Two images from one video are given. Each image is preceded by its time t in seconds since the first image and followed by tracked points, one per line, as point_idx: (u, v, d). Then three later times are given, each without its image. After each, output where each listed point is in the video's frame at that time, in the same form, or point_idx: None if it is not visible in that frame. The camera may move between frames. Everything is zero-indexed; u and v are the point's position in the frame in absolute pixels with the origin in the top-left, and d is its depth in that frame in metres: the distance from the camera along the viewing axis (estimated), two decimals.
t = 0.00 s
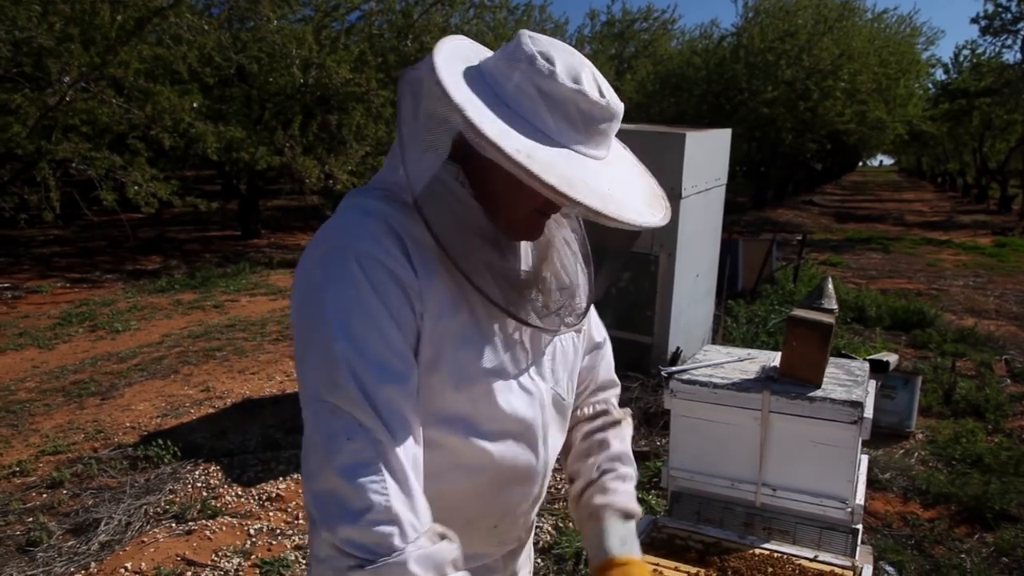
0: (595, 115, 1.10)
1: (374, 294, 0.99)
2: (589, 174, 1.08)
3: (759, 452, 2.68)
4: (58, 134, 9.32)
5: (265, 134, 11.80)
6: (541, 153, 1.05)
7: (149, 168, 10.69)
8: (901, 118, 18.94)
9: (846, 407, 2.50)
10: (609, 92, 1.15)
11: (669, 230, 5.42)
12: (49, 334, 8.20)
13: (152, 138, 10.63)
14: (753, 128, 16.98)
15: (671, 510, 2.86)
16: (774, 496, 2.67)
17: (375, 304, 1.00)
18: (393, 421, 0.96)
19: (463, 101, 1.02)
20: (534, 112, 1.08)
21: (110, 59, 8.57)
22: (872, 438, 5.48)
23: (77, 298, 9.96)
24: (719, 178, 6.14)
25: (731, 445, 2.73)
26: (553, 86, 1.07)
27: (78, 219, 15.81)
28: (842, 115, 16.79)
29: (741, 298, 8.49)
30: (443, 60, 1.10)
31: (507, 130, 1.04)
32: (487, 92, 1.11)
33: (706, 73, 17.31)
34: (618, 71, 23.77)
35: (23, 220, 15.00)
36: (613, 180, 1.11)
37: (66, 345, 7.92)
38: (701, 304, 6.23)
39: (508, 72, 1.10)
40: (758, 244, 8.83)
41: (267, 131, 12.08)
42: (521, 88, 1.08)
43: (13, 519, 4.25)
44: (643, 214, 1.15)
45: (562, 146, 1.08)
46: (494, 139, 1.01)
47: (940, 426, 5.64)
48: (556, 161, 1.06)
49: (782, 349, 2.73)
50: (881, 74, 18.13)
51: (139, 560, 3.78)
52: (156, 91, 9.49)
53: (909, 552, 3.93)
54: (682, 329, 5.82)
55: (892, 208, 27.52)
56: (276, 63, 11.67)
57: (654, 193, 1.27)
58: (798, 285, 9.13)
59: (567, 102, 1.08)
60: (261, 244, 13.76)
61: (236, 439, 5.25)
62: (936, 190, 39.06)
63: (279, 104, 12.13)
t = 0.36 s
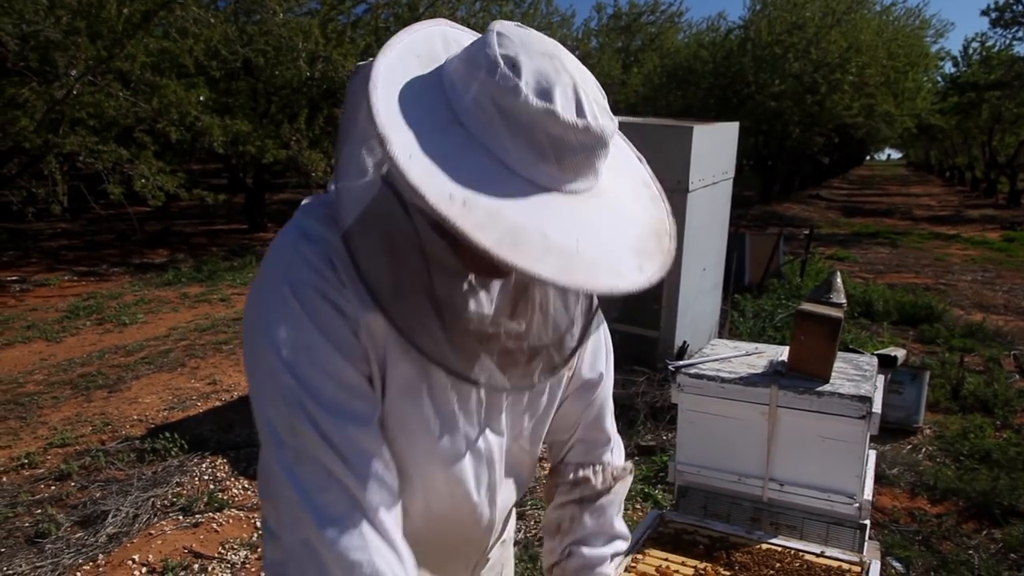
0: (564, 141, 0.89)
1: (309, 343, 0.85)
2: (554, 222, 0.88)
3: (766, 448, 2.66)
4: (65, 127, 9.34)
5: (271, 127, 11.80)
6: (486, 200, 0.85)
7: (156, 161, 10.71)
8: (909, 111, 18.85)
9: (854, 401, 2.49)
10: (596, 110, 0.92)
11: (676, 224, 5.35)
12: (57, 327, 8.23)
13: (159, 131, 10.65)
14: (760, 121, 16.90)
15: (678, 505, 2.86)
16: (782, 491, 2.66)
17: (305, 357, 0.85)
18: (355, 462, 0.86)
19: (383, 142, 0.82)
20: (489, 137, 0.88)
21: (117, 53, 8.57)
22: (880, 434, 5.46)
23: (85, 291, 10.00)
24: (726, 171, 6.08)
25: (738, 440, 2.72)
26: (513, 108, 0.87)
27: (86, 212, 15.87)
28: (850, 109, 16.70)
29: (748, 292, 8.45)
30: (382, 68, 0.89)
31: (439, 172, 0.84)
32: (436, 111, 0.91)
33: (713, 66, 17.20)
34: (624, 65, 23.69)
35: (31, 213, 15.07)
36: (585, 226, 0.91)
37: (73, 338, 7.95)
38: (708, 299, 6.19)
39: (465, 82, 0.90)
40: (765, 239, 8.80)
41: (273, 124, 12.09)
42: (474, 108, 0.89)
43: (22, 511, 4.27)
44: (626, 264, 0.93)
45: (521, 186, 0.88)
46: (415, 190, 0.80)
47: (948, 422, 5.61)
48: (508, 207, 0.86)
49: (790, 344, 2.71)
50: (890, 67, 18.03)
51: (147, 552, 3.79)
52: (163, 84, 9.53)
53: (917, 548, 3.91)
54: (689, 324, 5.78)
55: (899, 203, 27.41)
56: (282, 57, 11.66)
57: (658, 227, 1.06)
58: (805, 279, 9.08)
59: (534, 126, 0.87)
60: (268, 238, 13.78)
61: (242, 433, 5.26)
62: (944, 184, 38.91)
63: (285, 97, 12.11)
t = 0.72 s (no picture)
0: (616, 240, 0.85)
1: (305, 414, 0.80)
2: (600, 325, 0.86)
3: (770, 445, 2.67)
4: (71, 123, 9.37)
5: (276, 123, 11.81)
6: (540, 307, 0.81)
7: (162, 157, 10.73)
8: (915, 110, 18.80)
9: (858, 399, 2.49)
10: (653, 200, 0.88)
11: (681, 222, 5.29)
12: (62, 322, 8.26)
13: (164, 127, 10.66)
14: (766, 120, 16.87)
15: (681, 502, 2.87)
16: (785, 489, 2.66)
17: (304, 434, 0.80)
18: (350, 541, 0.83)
19: (426, 235, 0.74)
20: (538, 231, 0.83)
21: (122, 48, 8.59)
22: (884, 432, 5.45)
23: (89, 286, 10.03)
24: (730, 170, 6.04)
25: (742, 437, 2.72)
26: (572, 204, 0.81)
27: (91, 207, 15.91)
28: (855, 107, 16.65)
29: (752, 291, 8.43)
30: (415, 125, 0.80)
31: (491, 275, 0.78)
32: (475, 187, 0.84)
33: (718, 64, 17.15)
34: (629, 62, 23.66)
35: (36, 208, 15.12)
36: (624, 324, 0.90)
37: (78, 333, 7.97)
38: (712, 297, 6.16)
39: (512, 160, 0.83)
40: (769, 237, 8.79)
41: (278, 121, 12.11)
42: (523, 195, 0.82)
43: (27, 504, 4.30)
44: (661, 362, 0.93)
45: (567, 285, 0.85)
46: (464, 299, 0.74)
47: (952, 421, 5.60)
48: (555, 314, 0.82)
49: (794, 341, 2.71)
50: (896, 65, 17.97)
51: (151, 546, 3.81)
52: (168, 79, 9.57)
53: (919, 546, 3.92)
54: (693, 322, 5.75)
55: (904, 201, 27.36)
56: (288, 52, 11.66)
57: (683, 299, 1.06)
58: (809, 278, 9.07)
59: (589, 222, 0.83)
60: (272, 234, 13.80)
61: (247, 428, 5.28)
62: (950, 184, 38.80)
63: (290, 93, 12.09)
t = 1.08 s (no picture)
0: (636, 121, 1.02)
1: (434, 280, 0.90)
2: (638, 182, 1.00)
3: (771, 442, 2.67)
4: (72, 123, 9.38)
5: (277, 123, 11.82)
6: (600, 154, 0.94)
7: (163, 157, 10.74)
8: (916, 107, 18.80)
9: (859, 396, 2.50)
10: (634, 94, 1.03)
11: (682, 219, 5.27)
12: (63, 322, 8.28)
13: (165, 127, 10.67)
14: (767, 118, 16.86)
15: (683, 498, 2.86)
16: (786, 486, 2.68)
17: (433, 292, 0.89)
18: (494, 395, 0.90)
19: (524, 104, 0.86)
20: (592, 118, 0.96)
21: (123, 48, 8.60)
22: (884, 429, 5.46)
23: (91, 286, 10.04)
24: (731, 168, 6.03)
25: (743, 434, 2.73)
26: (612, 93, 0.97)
27: (93, 207, 15.92)
28: (856, 105, 16.62)
29: (753, 288, 8.43)
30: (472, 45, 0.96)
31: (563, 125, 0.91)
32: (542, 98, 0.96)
33: (719, 62, 17.13)
34: (630, 61, 23.65)
35: (38, 208, 15.13)
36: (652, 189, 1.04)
37: (80, 332, 7.99)
38: (713, 295, 6.15)
39: (543, 71, 0.96)
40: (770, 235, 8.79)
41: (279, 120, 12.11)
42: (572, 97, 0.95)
43: (30, 504, 4.31)
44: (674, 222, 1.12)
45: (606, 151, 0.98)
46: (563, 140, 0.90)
47: (953, 418, 5.61)
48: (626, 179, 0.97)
49: (795, 338, 2.72)
50: (897, 63, 17.95)
51: (154, 545, 3.82)
52: (169, 79, 9.58)
53: (921, 543, 3.93)
54: (694, 319, 5.73)
55: (905, 199, 27.35)
56: (289, 52, 11.66)
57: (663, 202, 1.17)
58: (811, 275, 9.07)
59: (609, 105, 0.98)
60: (273, 233, 13.81)
61: (249, 427, 5.29)
62: (950, 181, 38.83)
63: (291, 92, 12.09)
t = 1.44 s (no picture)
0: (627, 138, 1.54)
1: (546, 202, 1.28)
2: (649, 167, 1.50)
3: (765, 438, 2.69)
4: (69, 125, 9.38)
5: (274, 124, 11.81)
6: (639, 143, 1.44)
7: (160, 158, 10.73)
8: (913, 105, 18.83)
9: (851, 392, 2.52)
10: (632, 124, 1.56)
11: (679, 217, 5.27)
12: (61, 325, 8.28)
13: (162, 128, 10.66)
14: (764, 117, 16.87)
15: (678, 497, 2.88)
16: (780, 482, 2.69)
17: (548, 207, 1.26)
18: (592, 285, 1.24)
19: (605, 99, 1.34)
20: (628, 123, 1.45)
21: (120, 49, 8.61)
22: (881, 426, 5.48)
23: (89, 289, 10.04)
24: (727, 166, 6.03)
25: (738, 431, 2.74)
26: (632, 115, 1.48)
27: (90, 210, 15.90)
28: (853, 104, 16.64)
29: (751, 287, 8.45)
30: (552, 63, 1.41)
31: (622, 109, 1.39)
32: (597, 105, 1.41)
33: (717, 62, 17.12)
34: (628, 60, 23.65)
35: (35, 211, 15.12)
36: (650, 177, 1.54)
37: (78, 335, 8.00)
38: (710, 293, 6.15)
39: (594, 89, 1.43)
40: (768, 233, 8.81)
41: (277, 121, 12.10)
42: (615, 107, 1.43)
43: (27, 506, 4.32)
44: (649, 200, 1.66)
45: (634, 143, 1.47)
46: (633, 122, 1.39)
47: (949, 414, 5.64)
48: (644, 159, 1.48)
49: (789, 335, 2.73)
50: (894, 61, 17.96)
51: (152, 547, 3.83)
52: (166, 81, 9.59)
53: (915, 538, 3.96)
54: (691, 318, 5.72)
55: (903, 197, 27.36)
56: (286, 53, 11.65)
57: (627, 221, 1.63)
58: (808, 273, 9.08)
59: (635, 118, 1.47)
60: (272, 235, 13.82)
61: (247, 427, 5.30)
62: (948, 179, 38.81)
63: (289, 93, 12.07)
